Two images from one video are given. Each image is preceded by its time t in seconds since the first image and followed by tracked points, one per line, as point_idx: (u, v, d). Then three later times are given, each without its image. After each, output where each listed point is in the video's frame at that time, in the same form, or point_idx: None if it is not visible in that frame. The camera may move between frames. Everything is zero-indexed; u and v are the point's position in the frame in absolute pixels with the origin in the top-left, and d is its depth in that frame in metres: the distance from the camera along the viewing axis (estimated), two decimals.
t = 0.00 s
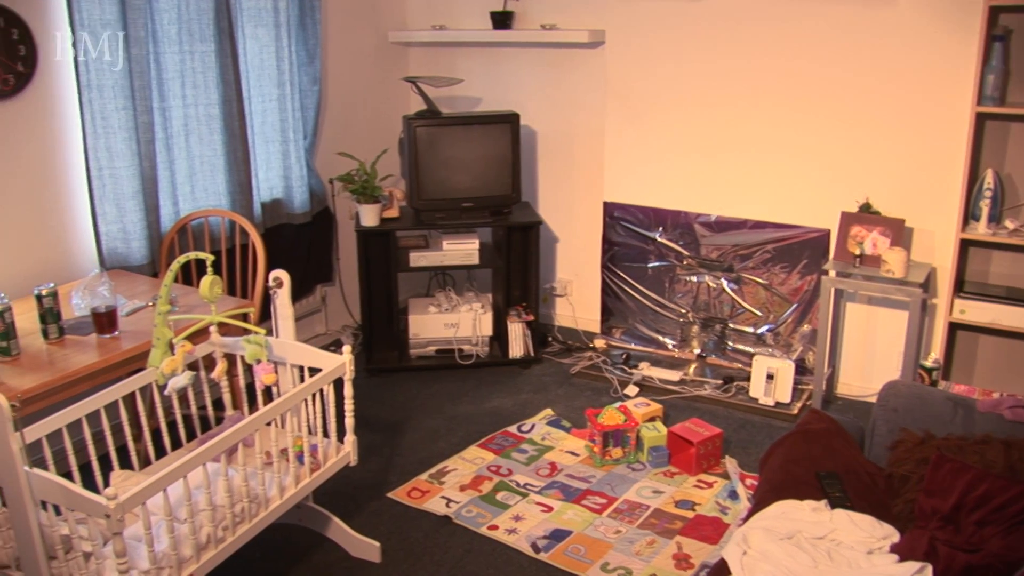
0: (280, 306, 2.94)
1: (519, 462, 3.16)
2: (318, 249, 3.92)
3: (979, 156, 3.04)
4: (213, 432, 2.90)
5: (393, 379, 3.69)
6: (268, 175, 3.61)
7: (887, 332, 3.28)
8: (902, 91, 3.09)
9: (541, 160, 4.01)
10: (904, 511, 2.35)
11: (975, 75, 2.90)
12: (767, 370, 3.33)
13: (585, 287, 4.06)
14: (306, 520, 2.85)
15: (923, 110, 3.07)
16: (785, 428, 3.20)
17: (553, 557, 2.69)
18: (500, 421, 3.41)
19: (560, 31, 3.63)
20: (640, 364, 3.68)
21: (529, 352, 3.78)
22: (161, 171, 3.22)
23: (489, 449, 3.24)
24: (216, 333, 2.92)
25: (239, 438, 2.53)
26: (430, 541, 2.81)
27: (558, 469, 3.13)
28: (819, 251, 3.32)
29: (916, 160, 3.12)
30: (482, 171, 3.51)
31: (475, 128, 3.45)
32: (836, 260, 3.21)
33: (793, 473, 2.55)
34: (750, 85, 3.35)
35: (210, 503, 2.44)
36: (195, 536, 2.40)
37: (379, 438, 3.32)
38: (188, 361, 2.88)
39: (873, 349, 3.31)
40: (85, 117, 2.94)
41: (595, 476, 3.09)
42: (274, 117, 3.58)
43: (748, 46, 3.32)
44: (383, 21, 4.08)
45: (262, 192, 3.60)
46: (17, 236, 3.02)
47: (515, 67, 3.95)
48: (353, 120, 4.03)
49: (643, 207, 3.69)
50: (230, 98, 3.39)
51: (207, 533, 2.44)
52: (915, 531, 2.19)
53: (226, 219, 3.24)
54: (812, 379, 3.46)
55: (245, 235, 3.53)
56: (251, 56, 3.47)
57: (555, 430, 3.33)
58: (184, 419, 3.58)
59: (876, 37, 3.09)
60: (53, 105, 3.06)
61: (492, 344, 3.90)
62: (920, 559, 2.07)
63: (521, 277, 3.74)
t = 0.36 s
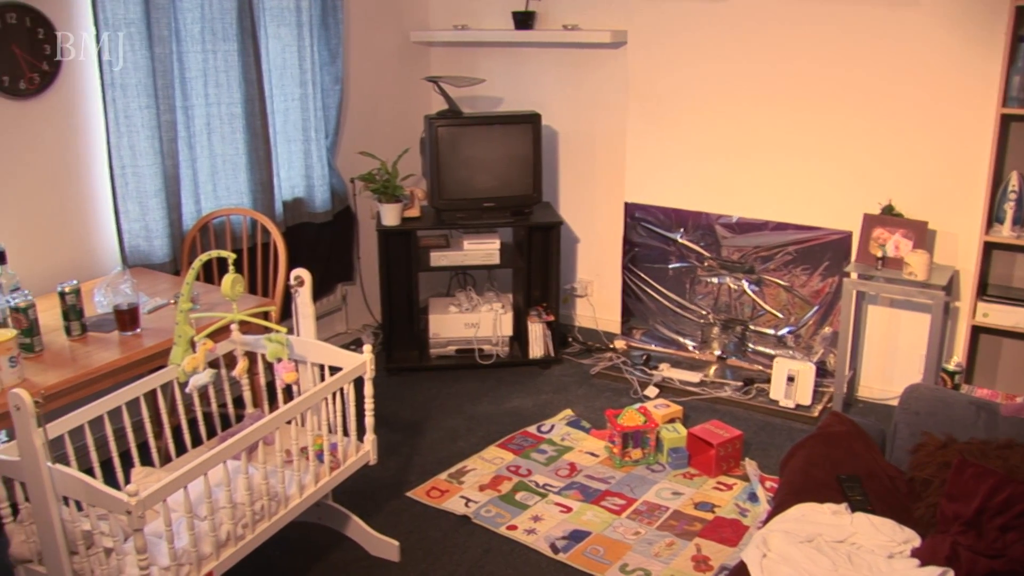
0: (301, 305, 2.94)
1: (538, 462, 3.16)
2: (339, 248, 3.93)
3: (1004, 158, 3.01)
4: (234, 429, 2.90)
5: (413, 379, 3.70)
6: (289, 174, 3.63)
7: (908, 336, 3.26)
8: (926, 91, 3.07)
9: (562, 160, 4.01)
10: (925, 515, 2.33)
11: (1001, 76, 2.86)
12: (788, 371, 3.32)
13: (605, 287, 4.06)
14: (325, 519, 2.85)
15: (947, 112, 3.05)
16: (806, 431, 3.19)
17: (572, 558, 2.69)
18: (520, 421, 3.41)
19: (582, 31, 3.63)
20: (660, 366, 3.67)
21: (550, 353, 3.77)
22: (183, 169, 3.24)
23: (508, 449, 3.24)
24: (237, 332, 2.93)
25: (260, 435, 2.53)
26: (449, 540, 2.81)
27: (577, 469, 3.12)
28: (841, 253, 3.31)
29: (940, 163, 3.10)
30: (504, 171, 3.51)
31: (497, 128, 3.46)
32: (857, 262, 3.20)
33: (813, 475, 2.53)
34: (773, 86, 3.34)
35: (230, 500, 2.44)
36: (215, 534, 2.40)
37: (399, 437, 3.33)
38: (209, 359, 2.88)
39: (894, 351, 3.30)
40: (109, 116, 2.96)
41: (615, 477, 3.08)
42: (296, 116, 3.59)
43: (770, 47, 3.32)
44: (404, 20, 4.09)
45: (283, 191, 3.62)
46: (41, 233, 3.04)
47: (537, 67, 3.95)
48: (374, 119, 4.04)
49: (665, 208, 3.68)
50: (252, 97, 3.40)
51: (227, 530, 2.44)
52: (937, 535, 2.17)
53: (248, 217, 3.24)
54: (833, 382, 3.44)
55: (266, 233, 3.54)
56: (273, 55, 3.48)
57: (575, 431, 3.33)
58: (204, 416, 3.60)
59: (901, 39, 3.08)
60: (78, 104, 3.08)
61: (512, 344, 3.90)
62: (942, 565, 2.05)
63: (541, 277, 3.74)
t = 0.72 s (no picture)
0: (323, 303, 2.94)
1: (558, 463, 3.16)
2: (361, 247, 3.95)
3: None
4: (255, 427, 2.91)
5: (433, 378, 3.71)
6: (312, 173, 3.64)
7: (932, 339, 3.24)
8: (951, 93, 3.05)
9: (584, 161, 4.01)
10: (948, 520, 2.29)
11: None
12: (810, 374, 3.31)
13: (626, 288, 4.07)
14: (345, 517, 2.86)
15: (971, 114, 3.03)
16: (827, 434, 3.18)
17: (591, 558, 2.68)
18: (541, 421, 3.41)
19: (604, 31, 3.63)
20: (682, 367, 3.67)
21: (570, 353, 3.77)
22: (206, 167, 3.25)
23: (529, 449, 3.24)
24: (259, 330, 2.93)
25: (281, 433, 2.53)
26: (468, 540, 2.82)
27: (597, 470, 3.12)
28: (863, 255, 3.29)
29: (964, 165, 3.08)
30: (525, 171, 3.51)
31: (519, 128, 3.46)
32: (880, 264, 3.18)
33: (835, 478, 2.51)
34: (796, 87, 3.33)
35: (251, 497, 2.45)
36: (236, 531, 2.41)
37: (419, 436, 3.34)
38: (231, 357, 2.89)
39: (917, 355, 3.28)
40: (133, 114, 2.98)
41: (635, 478, 3.08)
42: (319, 115, 3.60)
43: (793, 48, 3.31)
44: (428, 20, 4.10)
45: (306, 190, 3.63)
46: (65, 231, 3.06)
47: (559, 67, 3.96)
48: (397, 118, 4.05)
49: (686, 209, 3.68)
50: (275, 96, 3.42)
51: (247, 527, 2.44)
52: (961, 539, 2.14)
53: (270, 216, 3.25)
54: (854, 385, 3.43)
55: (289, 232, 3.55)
56: (296, 54, 3.50)
57: (595, 432, 3.33)
58: (225, 414, 3.61)
59: (917, 41, 3.07)
60: (103, 102, 3.11)
61: (533, 344, 3.90)
62: (965, 571, 2.03)
63: (563, 277, 3.74)
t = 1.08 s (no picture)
0: (344, 303, 2.94)
1: (578, 464, 3.16)
2: (382, 246, 3.96)
3: None
4: (276, 425, 2.91)
5: (454, 378, 3.72)
6: (334, 172, 3.65)
7: (954, 343, 3.23)
8: (975, 95, 3.03)
9: (606, 161, 4.02)
10: (972, 526, 2.24)
11: None
12: (831, 377, 3.29)
13: (648, 289, 4.06)
14: (365, 516, 2.86)
15: (996, 116, 3.00)
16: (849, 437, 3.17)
17: (610, 559, 2.68)
18: (561, 422, 3.41)
19: (626, 32, 3.63)
20: (702, 369, 3.66)
21: (591, 354, 3.77)
22: (229, 166, 3.27)
23: (549, 449, 3.24)
24: (281, 328, 2.93)
25: (302, 431, 2.53)
26: (487, 539, 2.82)
27: (616, 471, 3.12)
28: (886, 258, 3.27)
29: (988, 167, 3.06)
30: (547, 171, 3.51)
31: (542, 127, 3.46)
32: (903, 267, 3.16)
33: (856, 482, 2.49)
34: (819, 89, 3.32)
35: (271, 495, 2.45)
36: (256, 528, 2.40)
37: (440, 436, 3.34)
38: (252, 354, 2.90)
39: (940, 358, 3.27)
40: (156, 112, 3.00)
41: (654, 480, 3.07)
42: (341, 115, 3.61)
43: (816, 49, 3.29)
44: (450, 20, 4.11)
45: (328, 189, 3.65)
46: (89, 229, 3.09)
47: (581, 68, 3.97)
48: (419, 118, 4.06)
49: (708, 210, 3.67)
50: (298, 96, 3.43)
51: (268, 525, 2.44)
52: (982, 546, 2.10)
53: (292, 214, 3.26)
54: (876, 388, 3.41)
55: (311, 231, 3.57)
56: (319, 54, 3.51)
57: (615, 433, 3.32)
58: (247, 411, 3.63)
59: (918, 41, 3.09)
60: (127, 102, 3.13)
61: (554, 344, 3.90)
62: None
63: (584, 277, 3.74)
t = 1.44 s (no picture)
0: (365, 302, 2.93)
1: (598, 464, 3.16)
2: (403, 245, 3.97)
3: None
4: (296, 423, 2.91)
5: (474, 378, 3.72)
6: (355, 171, 3.66)
7: (977, 347, 3.21)
8: (1000, 97, 3.00)
9: (627, 162, 4.02)
10: (995, 532, 2.25)
11: None
12: (852, 380, 3.29)
13: (668, 290, 4.05)
14: (384, 515, 2.87)
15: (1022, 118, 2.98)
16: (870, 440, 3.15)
17: (629, 561, 2.68)
18: (580, 423, 3.41)
19: (647, 32, 3.63)
20: (722, 370, 3.65)
21: (611, 354, 3.77)
22: (251, 165, 3.28)
23: (568, 450, 3.24)
24: (301, 327, 2.92)
25: (323, 430, 2.53)
26: (507, 539, 2.82)
27: (636, 472, 3.11)
28: (908, 261, 3.26)
29: (1013, 170, 3.03)
30: (571, 172, 3.52)
31: (564, 127, 3.47)
32: (926, 269, 3.14)
33: (876, 485, 2.47)
34: (842, 90, 3.30)
35: (292, 493, 2.45)
36: (277, 525, 2.41)
37: (460, 436, 3.35)
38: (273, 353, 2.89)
39: (962, 362, 3.25)
40: (179, 111, 3.01)
41: (674, 481, 3.07)
42: (363, 114, 3.62)
43: (839, 50, 3.28)
44: (473, 20, 4.12)
45: (349, 188, 3.66)
46: (112, 227, 3.10)
47: (603, 68, 3.97)
48: (441, 118, 4.07)
49: (730, 211, 3.66)
50: (320, 95, 3.44)
51: (288, 523, 2.45)
52: (1006, 552, 2.08)
53: (313, 213, 3.27)
54: (898, 392, 3.39)
55: (333, 230, 3.58)
56: (342, 53, 3.52)
57: (635, 434, 3.32)
58: (268, 409, 3.65)
59: (919, 42, 3.12)
60: (150, 100, 3.14)
61: (574, 345, 3.90)
62: None
63: (605, 278, 3.72)
